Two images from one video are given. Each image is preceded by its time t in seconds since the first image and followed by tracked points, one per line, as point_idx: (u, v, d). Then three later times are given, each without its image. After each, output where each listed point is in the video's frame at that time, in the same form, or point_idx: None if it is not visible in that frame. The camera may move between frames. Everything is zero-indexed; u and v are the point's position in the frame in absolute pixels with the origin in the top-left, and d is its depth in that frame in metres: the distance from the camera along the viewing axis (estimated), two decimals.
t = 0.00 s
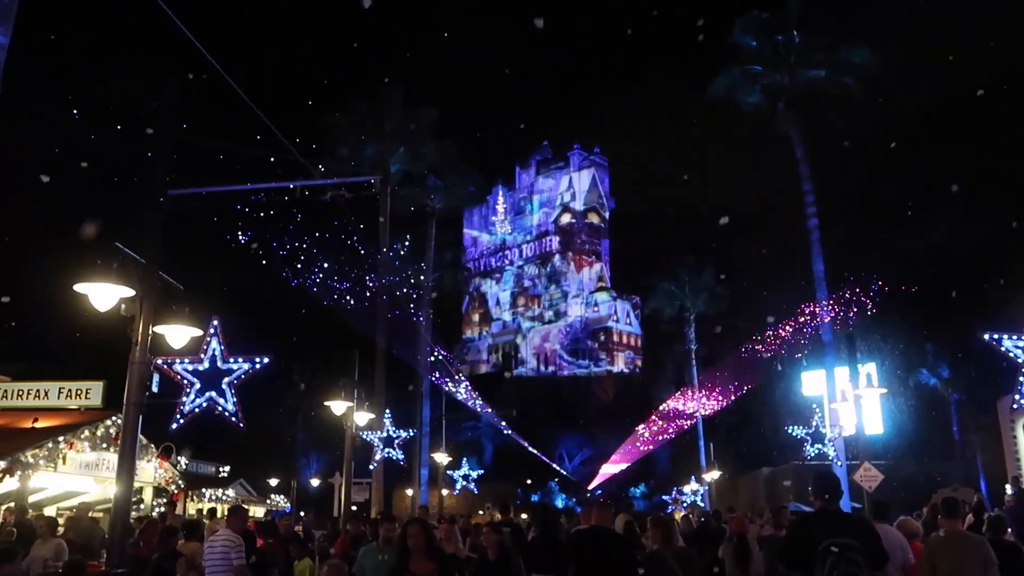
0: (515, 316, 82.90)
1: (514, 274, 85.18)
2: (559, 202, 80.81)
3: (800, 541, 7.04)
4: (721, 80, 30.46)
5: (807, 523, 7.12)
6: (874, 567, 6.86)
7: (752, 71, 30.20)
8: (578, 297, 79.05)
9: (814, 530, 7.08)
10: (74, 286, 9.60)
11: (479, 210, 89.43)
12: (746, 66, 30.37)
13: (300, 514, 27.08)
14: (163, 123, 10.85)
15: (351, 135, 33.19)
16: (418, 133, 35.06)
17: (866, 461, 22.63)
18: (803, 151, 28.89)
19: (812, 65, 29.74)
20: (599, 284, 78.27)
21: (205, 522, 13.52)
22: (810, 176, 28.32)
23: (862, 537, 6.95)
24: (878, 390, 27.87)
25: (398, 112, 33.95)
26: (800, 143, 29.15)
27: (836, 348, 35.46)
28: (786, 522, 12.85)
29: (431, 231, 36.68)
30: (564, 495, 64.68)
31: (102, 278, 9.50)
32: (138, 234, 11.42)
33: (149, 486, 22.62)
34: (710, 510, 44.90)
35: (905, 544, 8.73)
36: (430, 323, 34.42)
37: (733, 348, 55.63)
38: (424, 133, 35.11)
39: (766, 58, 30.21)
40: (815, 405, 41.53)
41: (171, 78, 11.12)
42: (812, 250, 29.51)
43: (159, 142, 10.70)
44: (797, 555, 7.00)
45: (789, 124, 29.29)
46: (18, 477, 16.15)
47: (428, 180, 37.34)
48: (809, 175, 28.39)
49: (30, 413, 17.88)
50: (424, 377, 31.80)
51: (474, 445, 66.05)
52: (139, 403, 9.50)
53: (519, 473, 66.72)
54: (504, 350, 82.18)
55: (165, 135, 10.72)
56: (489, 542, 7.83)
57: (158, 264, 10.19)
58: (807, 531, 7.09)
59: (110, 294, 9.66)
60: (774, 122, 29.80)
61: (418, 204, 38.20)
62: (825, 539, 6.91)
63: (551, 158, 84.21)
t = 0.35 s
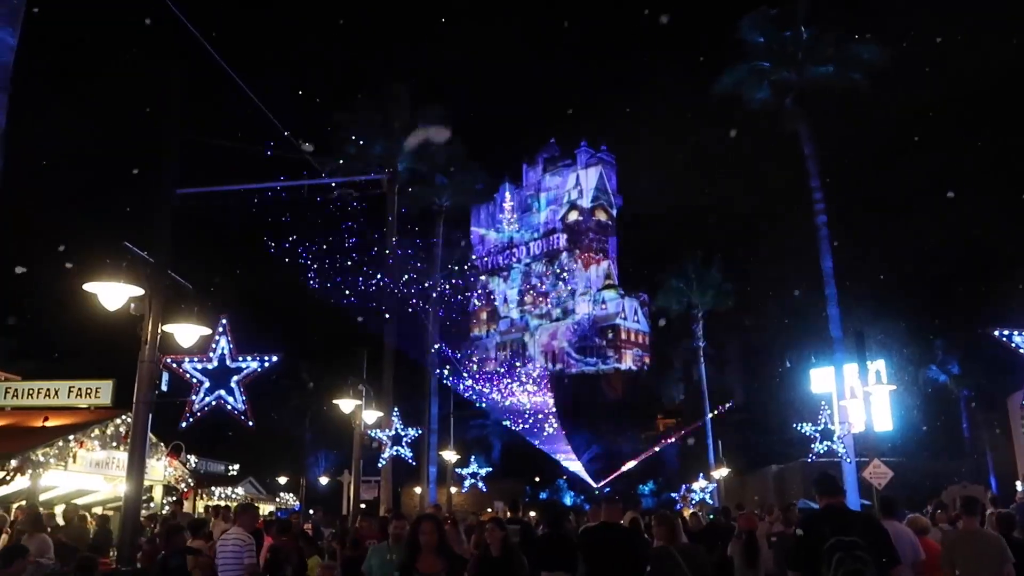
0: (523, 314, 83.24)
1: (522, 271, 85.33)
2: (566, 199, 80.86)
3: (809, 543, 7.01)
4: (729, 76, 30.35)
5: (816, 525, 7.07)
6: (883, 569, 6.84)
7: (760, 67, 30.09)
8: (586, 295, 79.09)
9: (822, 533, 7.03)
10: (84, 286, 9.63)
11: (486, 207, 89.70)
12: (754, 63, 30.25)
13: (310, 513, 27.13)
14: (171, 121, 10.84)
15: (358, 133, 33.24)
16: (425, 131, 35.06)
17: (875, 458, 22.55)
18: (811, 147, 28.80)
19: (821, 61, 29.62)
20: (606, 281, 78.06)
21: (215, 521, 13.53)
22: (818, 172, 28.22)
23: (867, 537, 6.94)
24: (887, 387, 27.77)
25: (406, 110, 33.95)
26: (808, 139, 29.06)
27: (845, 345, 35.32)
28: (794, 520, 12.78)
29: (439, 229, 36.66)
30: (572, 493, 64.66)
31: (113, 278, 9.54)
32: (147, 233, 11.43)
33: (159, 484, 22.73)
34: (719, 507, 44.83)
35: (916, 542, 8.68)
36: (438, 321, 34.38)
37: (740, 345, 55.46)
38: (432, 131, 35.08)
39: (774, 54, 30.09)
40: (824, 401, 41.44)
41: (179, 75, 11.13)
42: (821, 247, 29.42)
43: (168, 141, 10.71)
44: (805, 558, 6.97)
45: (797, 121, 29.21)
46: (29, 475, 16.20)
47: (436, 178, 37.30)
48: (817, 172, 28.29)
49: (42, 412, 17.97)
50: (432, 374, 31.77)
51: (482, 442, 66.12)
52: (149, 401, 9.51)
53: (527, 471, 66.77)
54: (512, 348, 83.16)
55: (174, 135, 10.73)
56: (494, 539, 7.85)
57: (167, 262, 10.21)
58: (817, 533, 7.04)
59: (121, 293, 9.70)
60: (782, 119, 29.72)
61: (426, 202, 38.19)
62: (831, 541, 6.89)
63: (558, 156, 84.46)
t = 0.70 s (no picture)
0: (532, 310, 83.06)
1: (531, 268, 85.41)
2: (575, 195, 81.65)
3: (812, 543, 7.05)
4: (738, 71, 30.19)
5: (820, 526, 7.13)
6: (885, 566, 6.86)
7: (769, 62, 29.90)
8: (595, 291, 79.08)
9: (824, 530, 7.08)
10: (94, 283, 9.70)
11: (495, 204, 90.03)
12: (764, 58, 30.07)
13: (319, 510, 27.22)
14: (179, 119, 10.83)
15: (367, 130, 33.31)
16: (434, 127, 34.99)
17: (885, 454, 22.43)
18: (820, 143, 28.66)
19: (831, 56, 29.41)
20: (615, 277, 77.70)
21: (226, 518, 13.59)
22: (829, 168, 28.08)
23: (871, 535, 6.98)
24: (897, 383, 27.68)
25: (414, 105, 33.93)
26: (817, 134, 28.92)
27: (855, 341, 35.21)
28: (804, 516, 12.75)
29: (448, 226, 36.65)
30: (581, 489, 64.67)
31: (123, 275, 9.59)
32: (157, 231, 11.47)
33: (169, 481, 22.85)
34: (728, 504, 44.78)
35: (928, 538, 8.66)
36: (447, 318, 34.39)
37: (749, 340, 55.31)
38: (441, 128, 35.05)
39: (784, 50, 29.93)
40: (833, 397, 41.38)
41: (187, 71, 11.12)
42: (831, 243, 29.27)
43: (177, 139, 10.71)
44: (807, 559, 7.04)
45: (807, 116, 29.06)
46: (41, 472, 16.27)
47: (445, 175, 37.25)
48: (827, 167, 28.15)
49: (53, 409, 18.04)
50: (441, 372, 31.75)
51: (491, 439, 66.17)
52: (160, 398, 9.55)
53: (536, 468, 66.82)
54: (520, 344, 81.79)
55: (183, 133, 10.72)
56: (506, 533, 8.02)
57: (178, 260, 10.25)
58: (820, 531, 7.11)
59: (131, 291, 9.75)
60: (792, 114, 29.58)
61: (435, 198, 38.14)
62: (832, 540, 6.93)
63: (566, 152, 84.81)
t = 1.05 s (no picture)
0: (541, 308, 83.20)
1: (540, 265, 85.44)
2: (584, 193, 81.30)
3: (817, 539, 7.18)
4: (747, 67, 30.11)
5: (825, 523, 7.23)
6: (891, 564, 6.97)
7: (779, 58, 29.85)
8: (604, 289, 79.07)
9: (829, 525, 7.20)
10: (106, 282, 9.78)
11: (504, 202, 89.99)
12: (772, 54, 29.98)
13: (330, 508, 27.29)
14: (188, 118, 10.86)
15: (375, 128, 33.39)
16: (444, 126, 35.02)
17: (897, 451, 22.35)
18: (831, 138, 28.56)
19: (841, 52, 29.28)
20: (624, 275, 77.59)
21: (237, 514, 13.62)
22: (838, 163, 27.98)
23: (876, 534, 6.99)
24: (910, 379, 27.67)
25: (423, 104, 33.99)
26: (828, 130, 28.82)
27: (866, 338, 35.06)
28: (814, 512, 12.72)
29: (457, 224, 36.69)
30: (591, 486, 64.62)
31: (136, 275, 9.71)
32: (168, 230, 11.50)
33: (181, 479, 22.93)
34: (739, 501, 44.64)
35: (942, 536, 8.62)
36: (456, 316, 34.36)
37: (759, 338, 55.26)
38: (449, 126, 35.07)
39: (794, 46, 29.81)
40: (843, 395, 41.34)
41: (197, 69, 11.19)
42: (841, 239, 29.15)
43: (187, 138, 10.74)
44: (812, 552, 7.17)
45: (817, 112, 28.98)
46: (54, 470, 16.33)
47: (453, 173, 37.29)
48: (837, 163, 28.05)
49: (66, 408, 18.12)
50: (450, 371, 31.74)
51: (501, 437, 66.17)
52: (172, 396, 9.57)
53: (546, 465, 66.85)
54: (531, 343, 82.82)
55: (192, 132, 10.74)
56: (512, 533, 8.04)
57: (189, 259, 10.28)
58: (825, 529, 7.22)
59: (142, 290, 9.83)
60: (802, 110, 29.51)
61: (444, 197, 38.16)
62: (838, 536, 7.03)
63: (575, 150, 84.38)
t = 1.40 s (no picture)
0: (552, 300, 83.07)
1: (550, 257, 85.38)
2: (594, 184, 81.28)
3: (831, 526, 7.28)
4: (758, 57, 29.94)
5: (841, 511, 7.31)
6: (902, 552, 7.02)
7: (790, 48, 29.65)
8: (615, 281, 79.13)
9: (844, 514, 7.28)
10: (120, 276, 9.82)
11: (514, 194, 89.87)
12: (784, 45, 29.80)
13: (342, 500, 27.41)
14: (201, 114, 10.86)
15: (385, 121, 33.44)
16: (454, 118, 34.97)
17: (910, 442, 22.24)
18: (843, 128, 28.38)
19: (854, 41, 29.03)
20: (635, 266, 77.45)
21: (250, 506, 13.68)
22: (850, 153, 27.80)
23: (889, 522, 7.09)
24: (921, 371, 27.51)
25: (432, 96, 33.97)
26: (839, 120, 28.64)
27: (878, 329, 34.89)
28: (827, 504, 12.67)
29: (468, 216, 36.71)
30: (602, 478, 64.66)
31: (148, 267, 9.68)
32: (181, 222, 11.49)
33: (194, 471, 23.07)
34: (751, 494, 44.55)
35: (957, 528, 8.59)
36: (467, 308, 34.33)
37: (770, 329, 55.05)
38: (459, 118, 35.03)
39: (805, 36, 29.64)
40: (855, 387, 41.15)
41: (208, 64, 11.25)
42: (853, 230, 28.98)
43: (198, 133, 10.75)
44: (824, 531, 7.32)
45: (829, 102, 28.80)
46: (69, 463, 16.45)
47: (463, 165, 37.31)
48: (849, 154, 27.88)
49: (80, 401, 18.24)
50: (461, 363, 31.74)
51: (512, 428, 66.29)
52: (185, 389, 9.61)
53: (556, 457, 66.92)
54: (541, 335, 82.79)
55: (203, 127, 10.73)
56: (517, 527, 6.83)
57: (200, 253, 10.32)
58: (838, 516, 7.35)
59: (154, 283, 9.85)
60: (814, 100, 29.33)
61: (453, 189, 38.13)
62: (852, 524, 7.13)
63: (585, 142, 84.22)
